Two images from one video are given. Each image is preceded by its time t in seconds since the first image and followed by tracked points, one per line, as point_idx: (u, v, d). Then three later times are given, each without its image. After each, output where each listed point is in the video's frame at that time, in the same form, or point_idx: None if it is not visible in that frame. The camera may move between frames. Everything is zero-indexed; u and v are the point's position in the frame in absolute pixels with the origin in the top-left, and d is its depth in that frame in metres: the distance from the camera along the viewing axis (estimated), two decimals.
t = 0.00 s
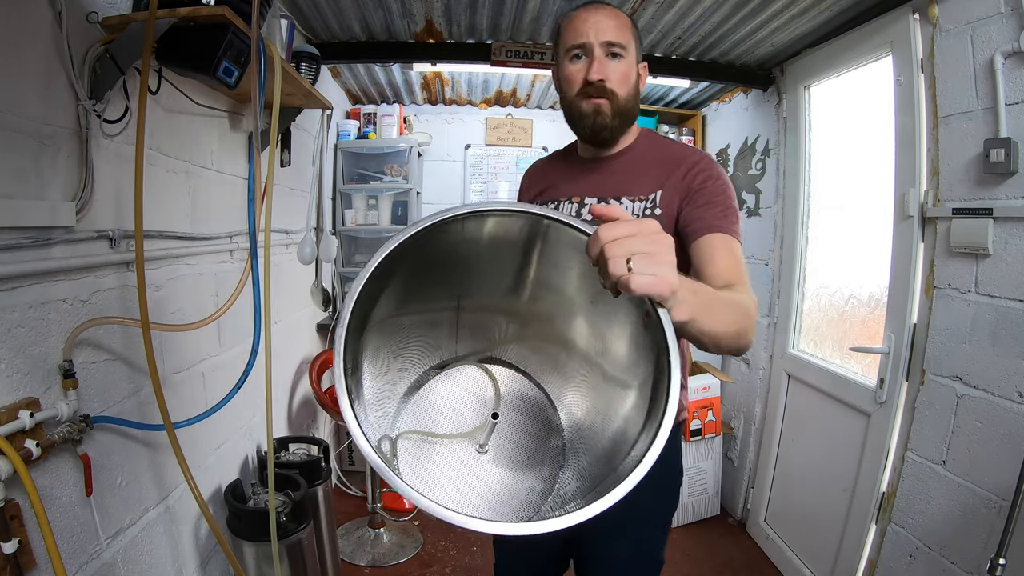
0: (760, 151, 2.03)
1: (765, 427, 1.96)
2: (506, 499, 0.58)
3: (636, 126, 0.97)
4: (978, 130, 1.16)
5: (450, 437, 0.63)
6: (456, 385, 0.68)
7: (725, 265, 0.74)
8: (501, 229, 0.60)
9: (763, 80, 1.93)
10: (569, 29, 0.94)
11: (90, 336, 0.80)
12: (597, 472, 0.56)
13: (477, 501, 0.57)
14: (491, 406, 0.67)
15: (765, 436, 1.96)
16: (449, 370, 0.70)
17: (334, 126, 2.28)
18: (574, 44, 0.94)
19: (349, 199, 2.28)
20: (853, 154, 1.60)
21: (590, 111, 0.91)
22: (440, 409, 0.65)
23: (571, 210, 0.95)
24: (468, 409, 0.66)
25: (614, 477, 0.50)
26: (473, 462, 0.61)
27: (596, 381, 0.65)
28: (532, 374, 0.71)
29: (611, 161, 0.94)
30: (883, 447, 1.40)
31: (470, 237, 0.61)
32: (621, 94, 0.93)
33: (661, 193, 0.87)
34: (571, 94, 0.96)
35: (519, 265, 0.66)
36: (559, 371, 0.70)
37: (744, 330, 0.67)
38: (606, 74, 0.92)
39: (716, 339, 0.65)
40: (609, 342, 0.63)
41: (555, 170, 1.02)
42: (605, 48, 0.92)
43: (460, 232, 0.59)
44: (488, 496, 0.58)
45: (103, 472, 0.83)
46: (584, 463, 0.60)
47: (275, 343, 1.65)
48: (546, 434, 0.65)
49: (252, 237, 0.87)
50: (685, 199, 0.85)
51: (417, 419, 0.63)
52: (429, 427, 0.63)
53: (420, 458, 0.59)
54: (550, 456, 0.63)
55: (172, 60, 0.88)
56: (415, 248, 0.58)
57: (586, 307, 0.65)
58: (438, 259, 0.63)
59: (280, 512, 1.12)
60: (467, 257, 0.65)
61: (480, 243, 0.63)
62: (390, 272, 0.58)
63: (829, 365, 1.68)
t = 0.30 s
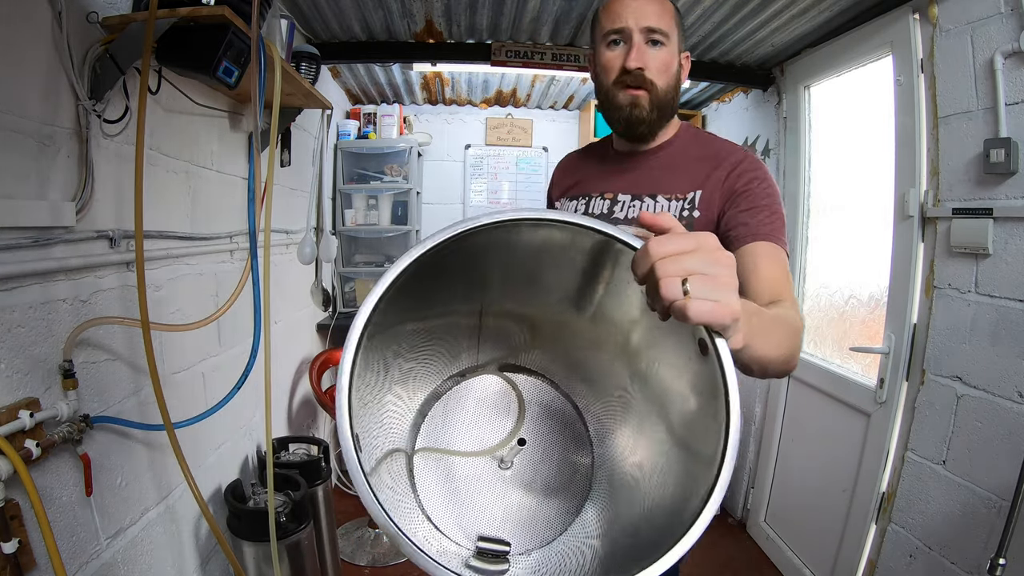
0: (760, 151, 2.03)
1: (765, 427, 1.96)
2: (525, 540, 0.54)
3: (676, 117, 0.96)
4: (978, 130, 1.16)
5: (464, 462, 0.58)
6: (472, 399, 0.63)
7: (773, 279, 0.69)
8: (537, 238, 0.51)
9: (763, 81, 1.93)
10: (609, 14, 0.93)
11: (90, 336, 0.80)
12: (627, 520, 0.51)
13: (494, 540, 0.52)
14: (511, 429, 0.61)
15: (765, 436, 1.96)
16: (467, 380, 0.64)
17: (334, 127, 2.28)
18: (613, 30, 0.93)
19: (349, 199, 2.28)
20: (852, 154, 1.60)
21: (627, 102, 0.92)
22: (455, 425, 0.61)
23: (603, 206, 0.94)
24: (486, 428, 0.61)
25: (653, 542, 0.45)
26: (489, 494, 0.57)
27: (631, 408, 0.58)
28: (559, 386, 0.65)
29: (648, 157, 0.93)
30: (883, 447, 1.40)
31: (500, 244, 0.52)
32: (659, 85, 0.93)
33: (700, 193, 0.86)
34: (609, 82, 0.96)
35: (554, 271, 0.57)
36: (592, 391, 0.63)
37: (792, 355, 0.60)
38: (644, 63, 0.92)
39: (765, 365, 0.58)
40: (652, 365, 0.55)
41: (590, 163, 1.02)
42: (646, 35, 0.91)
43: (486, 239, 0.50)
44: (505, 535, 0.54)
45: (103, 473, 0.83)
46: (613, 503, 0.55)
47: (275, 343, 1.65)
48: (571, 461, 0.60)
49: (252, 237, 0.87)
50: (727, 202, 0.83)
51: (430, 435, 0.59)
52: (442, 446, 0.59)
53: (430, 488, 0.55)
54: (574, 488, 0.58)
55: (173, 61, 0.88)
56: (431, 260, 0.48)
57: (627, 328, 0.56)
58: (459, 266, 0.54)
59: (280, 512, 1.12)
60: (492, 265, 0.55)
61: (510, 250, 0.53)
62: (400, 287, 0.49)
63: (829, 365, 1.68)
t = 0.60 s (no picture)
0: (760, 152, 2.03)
1: (765, 427, 1.96)
2: (530, 548, 0.54)
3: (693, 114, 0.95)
4: (978, 130, 1.16)
5: (471, 467, 0.58)
6: (478, 400, 0.63)
7: (790, 290, 0.68)
8: (546, 243, 0.50)
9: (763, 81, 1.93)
10: (621, 9, 0.93)
11: (90, 337, 0.80)
12: (633, 535, 0.51)
13: (499, 547, 0.53)
14: (518, 433, 0.61)
15: (765, 437, 1.96)
16: (475, 382, 0.64)
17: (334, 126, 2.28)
18: (626, 26, 0.92)
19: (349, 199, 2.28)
20: (852, 154, 1.60)
21: (641, 99, 0.92)
22: (462, 428, 0.61)
23: (616, 205, 0.94)
24: (494, 431, 0.61)
25: (659, 564, 0.44)
26: (494, 499, 0.57)
27: (644, 416, 0.57)
28: (569, 389, 0.64)
29: (663, 157, 0.93)
30: (883, 447, 1.41)
31: (510, 249, 0.51)
32: (673, 82, 0.92)
33: (716, 195, 0.85)
34: (623, 79, 0.96)
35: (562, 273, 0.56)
36: (602, 395, 0.62)
37: (806, 367, 0.60)
38: (658, 59, 0.91)
39: (779, 379, 0.58)
40: (663, 373, 0.54)
41: (603, 161, 1.02)
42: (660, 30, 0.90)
43: (496, 245, 0.50)
44: (511, 541, 0.54)
45: (103, 473, 0.83)
46: (618, 512, 0.55)
47: (275, 343, 1.65)
48: (578, 467, 0.59)
49: (252, 238, 0.87)
50: (743, 206, 0.83)
51: (437, 438, 0.59)
52: (449, 448, 0.59)
53: (436, 494, 0.56)
54: (581, 496, 0.57)
55: (173, 61, 0.88)
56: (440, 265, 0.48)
57: (640, 333, 0.56)
58: (469, 267, 0.53)
59: (280, 512, 1.12)
60: (503, 268, 0.55)
61: (520, 254, 0.53)
62: (407, 292, 0.48)
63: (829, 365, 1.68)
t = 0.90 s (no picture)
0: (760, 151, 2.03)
1: (765, 427, 1.96)
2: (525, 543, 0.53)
3: (697, 115, 0.95)
4: (978, 130, 1.16)
5: (469, 460, 0.58)
6: (479, 392, 0.63)
7: (794, 294, 0.68)
8: (545, 236, 0.50)
9: (763, 81, 1.93)
10: (621, 11, 0.93)
11: (90, 337, 0.80)
12: (630, 530, 0.50)
13: (496, 539, 0.53)
14: (518, 427, 0.61)
15: (765, 437, 1.96)
16: (475, 375, 0.64)
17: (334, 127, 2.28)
18: (626, 28, 0.92)
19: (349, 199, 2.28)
20: (853, 153, 1.60)
21: (642, 101, 0.92)
22: (461, 419, 0.60)
23: (621, 206, 0.94)
24: (494, 422, 0.60)
25: (654, 562, 0.44)
26: (492, 493, 0.56)
27: (644, 410, 0.57)
28: (569, 383, 0.64)
29: (667, 158, 0.93)
30: (883, 447, 1.41)
31: (508, 241, 0.51)
32: (675, 84, 0.92)
33: (720, 196, 0.85)
34: (624, 82, 0.96)
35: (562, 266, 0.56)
36: (602, 391, 0.62)
37: (808, 370, 0.60)
38: (659, 60, 0.91)
39: (778, 381, 0.58)
40: (664, 367, 0.54)
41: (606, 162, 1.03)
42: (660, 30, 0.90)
43: (494, 238, 0.50)
44: (505, 536, 0.53)
45: (103, 473, 0.83)
46: (615, 508, 0.54)
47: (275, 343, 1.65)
48: (576, 462, 0.59)
49: (252, 237, 0.87)
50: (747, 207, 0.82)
51: (437, 429, 0.59)
52: (449, 440, 0.59)
53: (434, 486, 0.56)
54: (578, 491, 0.57)
55: (173, 61, 0.88)
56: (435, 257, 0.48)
57: (639, 329, 0.56)
58: (466, 261, 0.53)
59: (280, 512, 1.12)
60: (500, 260, 0.55)
61: (517, 246, 0.53)
62: (403, 283, 0.48)
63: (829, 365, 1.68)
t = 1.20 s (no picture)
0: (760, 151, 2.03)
1: (765, 427, 1.96)
2: (517, 534, 0.53)
3: (699, 114, 0.95)
4: (978, 130, 1.16)
5: (463, 448, 0.58)
6: (475, 382, 0.63)
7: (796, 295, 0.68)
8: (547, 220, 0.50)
9: (763, 81, 1.93)
10: (616, 19, 0.93)
11: (90, 337, 0.80)
12: (623, 516, 0.50)
13: (488, 529, 0.52)
14: (512, 417, 0.60)
15: (765, 437, 1.96)
16: (472, 364, 0.64)
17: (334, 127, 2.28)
18: (621, 36, 0.92)
19: (349, 199, 2.28)
20: (853, 153, 1.60)
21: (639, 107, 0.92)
22: (457, 409, 0.61)
23: (624, 206, 0.94)
24: (489, 412, 0.61)
25: (645, 542, 0.44)
26: (485, 483, 0.56)
27: (638, 400, 0.57)
28: (565, 374, 0.64)
29: (669, 159, 0.93)
30: (883, 447, 1.41)
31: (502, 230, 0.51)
32: (672, 88, 0.92)
33: (720, 196, 0.85)
34: (621, 88, 0.96)
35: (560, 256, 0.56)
36: (597, 382, 0.62)
37: (806, 369, 0.60)
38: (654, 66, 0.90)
39: (774, 377, 0.59)
40: (658, 356, 0.54)
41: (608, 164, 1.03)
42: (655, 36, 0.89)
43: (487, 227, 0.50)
44: (498, 526, 0.53)
45: (103, 473, 0.83)
46: (609, 497, 0.54)
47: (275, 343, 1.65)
48: (571, 453, 0.59)
49: (252, 237, 0.87)
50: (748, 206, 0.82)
51: (431, 418, 0.59)
52: (443, 429, 0.59)
53: (426, 475, 0.56)
54: (572, 481, 0.57)
55: (173, 61, 0.88)
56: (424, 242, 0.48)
57: (634, 320, 0.56)
58: (461, 248, 0.54)
59: (280, 512, 1.12)
60: (495, 248, 0.55)
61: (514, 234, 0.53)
62: (395, 267, 0.48)
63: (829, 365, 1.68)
